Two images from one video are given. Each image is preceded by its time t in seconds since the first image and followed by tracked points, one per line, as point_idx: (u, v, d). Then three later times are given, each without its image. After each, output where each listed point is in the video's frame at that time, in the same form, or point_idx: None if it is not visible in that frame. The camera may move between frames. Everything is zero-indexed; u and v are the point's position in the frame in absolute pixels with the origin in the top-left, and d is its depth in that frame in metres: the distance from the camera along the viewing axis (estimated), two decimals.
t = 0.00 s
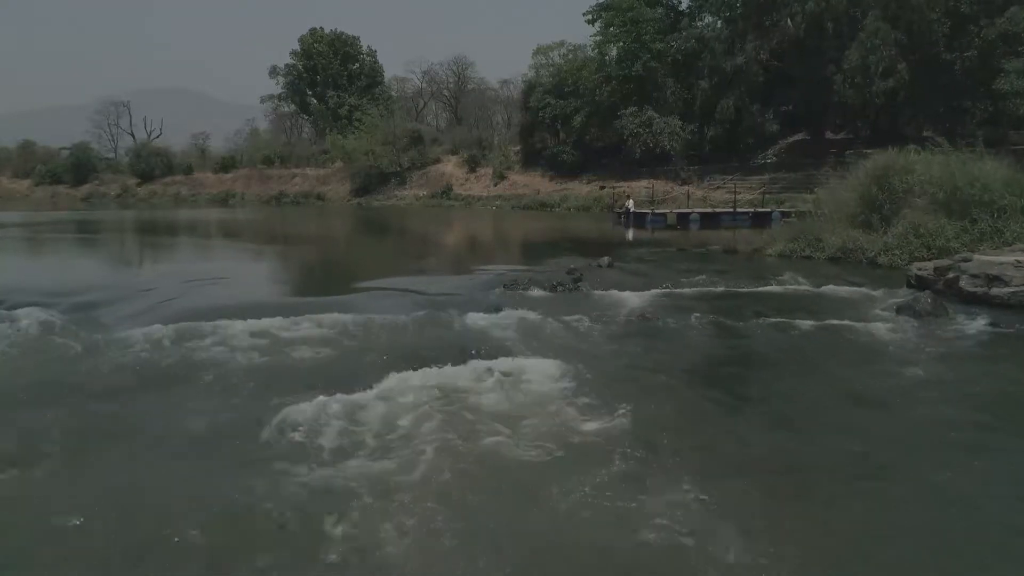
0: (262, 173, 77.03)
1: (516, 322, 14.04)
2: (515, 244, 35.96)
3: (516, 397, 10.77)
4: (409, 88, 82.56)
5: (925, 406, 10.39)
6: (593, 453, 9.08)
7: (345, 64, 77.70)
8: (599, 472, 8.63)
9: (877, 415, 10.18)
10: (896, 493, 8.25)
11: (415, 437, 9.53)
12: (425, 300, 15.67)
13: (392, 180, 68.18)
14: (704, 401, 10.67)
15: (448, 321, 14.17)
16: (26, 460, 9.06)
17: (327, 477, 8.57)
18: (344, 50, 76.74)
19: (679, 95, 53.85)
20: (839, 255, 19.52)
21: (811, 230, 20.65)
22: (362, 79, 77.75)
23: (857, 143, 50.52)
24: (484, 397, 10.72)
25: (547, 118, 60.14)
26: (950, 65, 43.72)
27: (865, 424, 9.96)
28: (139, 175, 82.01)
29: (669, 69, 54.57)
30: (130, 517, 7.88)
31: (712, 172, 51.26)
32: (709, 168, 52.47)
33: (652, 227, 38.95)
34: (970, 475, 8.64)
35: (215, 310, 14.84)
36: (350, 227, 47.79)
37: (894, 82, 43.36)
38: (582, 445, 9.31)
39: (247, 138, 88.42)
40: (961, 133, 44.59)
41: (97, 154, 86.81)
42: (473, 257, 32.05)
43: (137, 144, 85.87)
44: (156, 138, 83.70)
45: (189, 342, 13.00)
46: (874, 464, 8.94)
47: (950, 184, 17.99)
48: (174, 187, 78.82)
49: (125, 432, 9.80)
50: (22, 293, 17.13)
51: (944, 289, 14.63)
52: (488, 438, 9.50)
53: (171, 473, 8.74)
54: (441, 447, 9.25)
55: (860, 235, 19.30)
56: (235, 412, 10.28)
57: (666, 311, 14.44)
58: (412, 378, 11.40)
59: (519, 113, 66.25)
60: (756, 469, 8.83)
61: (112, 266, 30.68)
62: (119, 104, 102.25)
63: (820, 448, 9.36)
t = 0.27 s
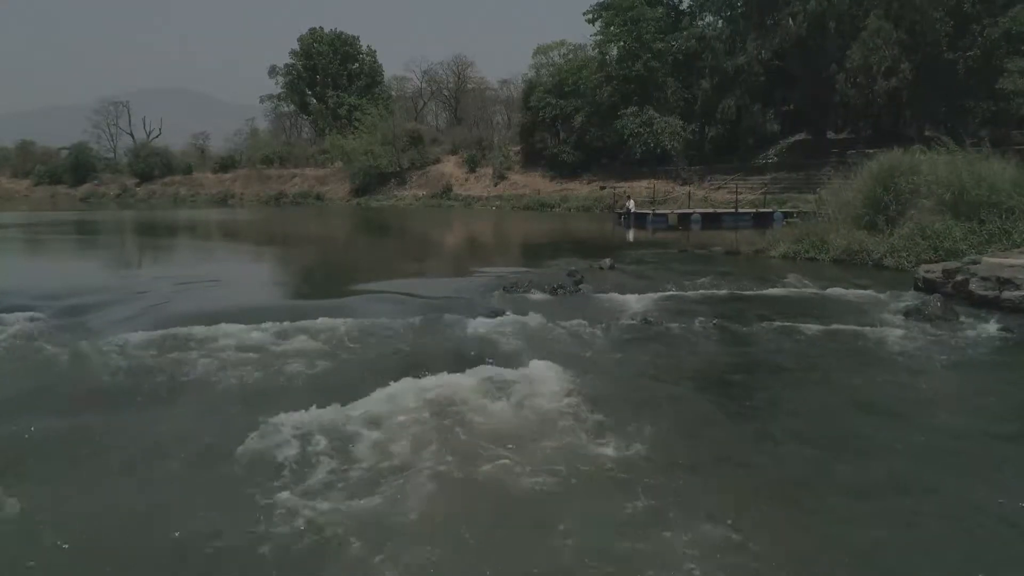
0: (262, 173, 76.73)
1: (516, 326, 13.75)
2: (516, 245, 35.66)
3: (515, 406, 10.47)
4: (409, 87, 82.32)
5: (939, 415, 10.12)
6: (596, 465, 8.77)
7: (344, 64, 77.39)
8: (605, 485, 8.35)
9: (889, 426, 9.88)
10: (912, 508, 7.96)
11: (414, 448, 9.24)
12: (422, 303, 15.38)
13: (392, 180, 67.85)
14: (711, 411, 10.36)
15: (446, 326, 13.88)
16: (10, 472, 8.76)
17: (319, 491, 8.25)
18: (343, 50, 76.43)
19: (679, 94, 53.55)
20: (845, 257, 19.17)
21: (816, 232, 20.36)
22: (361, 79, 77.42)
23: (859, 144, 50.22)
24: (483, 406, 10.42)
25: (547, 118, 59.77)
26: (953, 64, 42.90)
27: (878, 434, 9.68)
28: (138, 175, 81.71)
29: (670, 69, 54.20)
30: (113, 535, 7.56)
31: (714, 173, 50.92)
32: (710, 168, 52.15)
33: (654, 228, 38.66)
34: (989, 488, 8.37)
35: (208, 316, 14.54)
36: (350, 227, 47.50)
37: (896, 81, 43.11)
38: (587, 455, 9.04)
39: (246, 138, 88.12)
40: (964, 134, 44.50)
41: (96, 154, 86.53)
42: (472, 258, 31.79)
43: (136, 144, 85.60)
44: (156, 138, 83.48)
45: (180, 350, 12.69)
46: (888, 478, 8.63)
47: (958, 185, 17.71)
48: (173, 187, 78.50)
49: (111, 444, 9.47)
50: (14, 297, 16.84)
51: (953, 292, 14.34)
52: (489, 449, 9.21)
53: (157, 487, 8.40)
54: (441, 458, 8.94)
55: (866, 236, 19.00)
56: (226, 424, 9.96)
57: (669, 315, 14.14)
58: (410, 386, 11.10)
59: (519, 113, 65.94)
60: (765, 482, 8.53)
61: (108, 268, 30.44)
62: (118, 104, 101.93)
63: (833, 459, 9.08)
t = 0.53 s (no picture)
0: (261, 173, 76.40)
1: (516, 331, 13.40)
2: (516, 245, 35.33)
3: (516, 415, 10.11)
4: (409, 87, 82.03)
5: (956, 425, 9.80)
6: (600, 480, 8.43)
7: (345, 64, 77.04)
8: (611, 498, 8.06)
9: (904, 438, 9.53)
10: (931, 524, 7.65)
11: (412, 457, 8.93)
12: (420, 307, 15.03)
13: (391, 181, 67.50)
14: (718, 421, 10.01)
15: (444, 331, 13.53)
16: None
17: (311, 506, 7.90)
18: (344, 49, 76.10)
19: (681, 94, 53.22)
20: (851, 259, 18.80)
21: (822, 233, 20.01)
22: (362, 78, 77.06)
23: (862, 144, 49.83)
24: (482, 415, 10.07)
25: (548, 118, 59.39)
26: (956, 64, 42.58)
27: (892, 445, 9.37)
28: (137, 176, 81.39)
29: (672, 68, 53.90)
30: (96, 550, 7.22)
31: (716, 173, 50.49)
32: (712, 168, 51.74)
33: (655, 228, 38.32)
34: (1009, 504, 8.05)
35: (200, 320, 14.18)
36: (349, 227, 47.17)
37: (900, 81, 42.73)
38: (591, 467, 8.72)
39: (246, 138, 87.80)
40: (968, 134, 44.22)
41: (96, 154, 86.22)
42: (473, 258, 31.46)
43: (136, 144, 85.31)
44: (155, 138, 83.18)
45: (170, 355, 12.33)
46: (904, 493, 8.29)
47: (968, 186, 17.37)
48: (172, 188, 78.15)
49: (94, 455, 9.12)
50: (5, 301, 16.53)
51: (965, 295, 14.01)
52: (490, 459, 8.90)
53: (139, 501, 8.05)
54: (440, 467, 8.65)
55: (873, 238, 18.66)
56: (214, 434, 9.59)
57: (674, 320, 13.79)
58: (406, 394, 10.74)
59: (519, 113, 65.57)
60: (777, 495, 8.21)
61: (105, 269, 30.11)
62: (117, 104, 101.60)
63: (848, 472, 8.76)
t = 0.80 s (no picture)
0: (260, 173, 76.05)
1: (516, 338, 13.06)
2: (516, 246, 35.00)
3: (517, 428, 9.76)
4: (408, 87, 81.74)
5: (971, 437, 9.48)
6: (606, 497, 8.07)
7: (344, 63, 76.69)
8: (617, 516, 7.73)
9: (921, 452, 9.17)
10: (951, 544, 7.32)
11: (409, 472, 8.61)
12: (419, 312, 14.71)
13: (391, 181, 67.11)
14: (727, 434, 9.67)
15: (443, 338, 13.20)
16: None
17: (303, 528, 7.54)
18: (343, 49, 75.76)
19: (681, 94, 52.89)
20: (858, 262, 18.49)
21: (827, 235, 19.68)
22: (361, 78, 76.68)
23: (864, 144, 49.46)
24: (482, 427, 9.73)
25: (548, 118, 59.01)
26: (959, 63, 42.30)
27: (906, 458, 9.06)
28: (136, 175, 81.04)
29: (673, 68, 53.60)
30: None
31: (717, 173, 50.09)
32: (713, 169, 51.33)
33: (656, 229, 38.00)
34: None
35: (192, 327, 13.86)
36: (348, 228, 46.82)
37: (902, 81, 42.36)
38: (596, 483, 8.40)
39: (245, 138, 87.45)
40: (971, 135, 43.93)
41: (94, 154, 85.88)
42: (473, 259, 31.15)
43: (134, 144, 84.95)
44: (154, 138, 82.84)
45: (158, 365, 12.00)
46: (924, 510, 7.93)
47: (977, 187, 17.05)
48: (170, 188, 77.80)
49: (78, 472, 8.80)
50: None
51: (977, 300, 13.69)
52: (491, 474, 8.58)
53: (126, 522, 7.75)
54: (438, 484, 8.33)
55: (880, 241, 18.33)
56: (202, 450, 9.26)
57: (678, 326, 13.46)
58: (403, 406, 10.41)
59: (519, 113, 65.21)
60: (788, 512, 7.90)
61: (101, 271, 29.77)
62: (117, 104, 101.26)
63: (863, 486, 8.44)
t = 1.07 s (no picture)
0: (259, 173, 75.79)
1: (516, 344, 12.79)
2: (516, 246, 34.72)
3: (517, 439, 9.48)
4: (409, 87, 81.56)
5: (985, 449, 9.18)
6: (607, 514, 7.77)
7: (344, 63, 76.38)
8: (619, 534, 7.42)
9: (933, 465, 8.86)
10: (967, 564, 7.02)
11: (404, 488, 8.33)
12: (416, 317, 14.42)
13: (390, 181, 66.78)
14: (733, 444, 9.38)
15: (440, 343, 12.94)
16: None
17: (290, 550, 7.26)
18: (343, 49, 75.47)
19: (682, 94, 52.58)
20: (863, 264, 18.28)
21: (833, 237, 19.43)
22: (361, 78, 76.35)
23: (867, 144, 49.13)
24: (481, 438, 9.47)
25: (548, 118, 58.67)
26: (962, 63, 41.97)
27: (918, 470, 8.76)
28: (136, 175, 80.80)
29: (674, 68, 53.34)
30: None
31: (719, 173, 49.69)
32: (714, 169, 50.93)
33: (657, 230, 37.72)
34: None
35: (182, 333, 13.61)
36: (348, 228, 46.54)
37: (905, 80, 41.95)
38: (598, 499, 8.10)
39: (245, 138, 87.18)
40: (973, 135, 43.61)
41: (94, 154, 85.66)
42: (473, 260, 30.88)
43: (134, 144, 84.71)
44: (153, 138, 82.56)
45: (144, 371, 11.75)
46: (936, 525, 7.67)
47: (985, 188, 16.78)
48: (170, 188, 77.54)
49: (59, 485, 8.52)
50: None
51: (987, 304, 13.39)
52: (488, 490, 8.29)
53: (108, 542, 7.47)
54: (433, 501, 8.05)
55: (886, 243, 18.05)
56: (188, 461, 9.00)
57: (683, 331, 13.16)
58: (398, 416, 10.14)
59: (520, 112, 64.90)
60: (797, 529, 7.59)
61: (98, 273, 29.49)
62: (117, 103, 101.03)
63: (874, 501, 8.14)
